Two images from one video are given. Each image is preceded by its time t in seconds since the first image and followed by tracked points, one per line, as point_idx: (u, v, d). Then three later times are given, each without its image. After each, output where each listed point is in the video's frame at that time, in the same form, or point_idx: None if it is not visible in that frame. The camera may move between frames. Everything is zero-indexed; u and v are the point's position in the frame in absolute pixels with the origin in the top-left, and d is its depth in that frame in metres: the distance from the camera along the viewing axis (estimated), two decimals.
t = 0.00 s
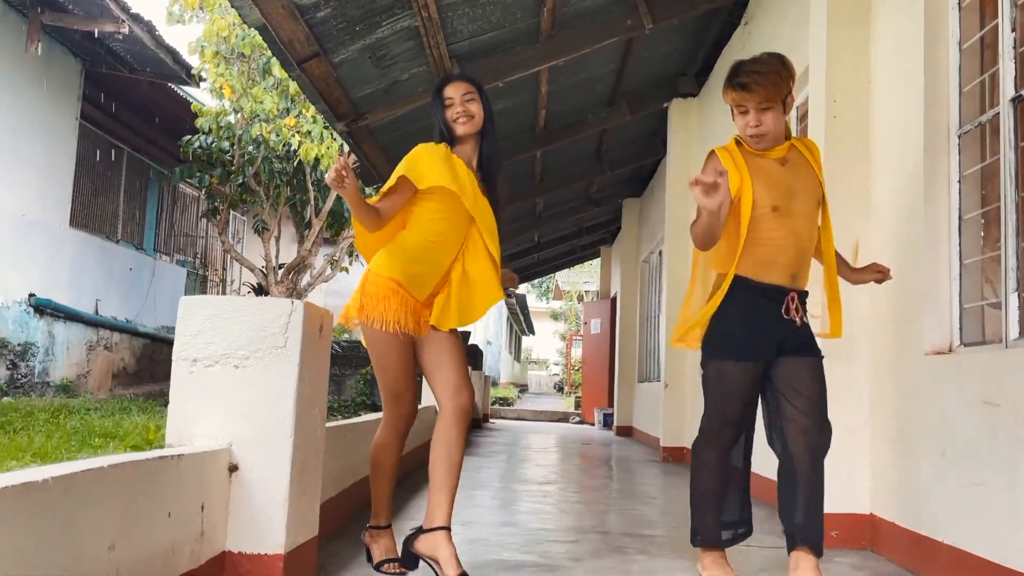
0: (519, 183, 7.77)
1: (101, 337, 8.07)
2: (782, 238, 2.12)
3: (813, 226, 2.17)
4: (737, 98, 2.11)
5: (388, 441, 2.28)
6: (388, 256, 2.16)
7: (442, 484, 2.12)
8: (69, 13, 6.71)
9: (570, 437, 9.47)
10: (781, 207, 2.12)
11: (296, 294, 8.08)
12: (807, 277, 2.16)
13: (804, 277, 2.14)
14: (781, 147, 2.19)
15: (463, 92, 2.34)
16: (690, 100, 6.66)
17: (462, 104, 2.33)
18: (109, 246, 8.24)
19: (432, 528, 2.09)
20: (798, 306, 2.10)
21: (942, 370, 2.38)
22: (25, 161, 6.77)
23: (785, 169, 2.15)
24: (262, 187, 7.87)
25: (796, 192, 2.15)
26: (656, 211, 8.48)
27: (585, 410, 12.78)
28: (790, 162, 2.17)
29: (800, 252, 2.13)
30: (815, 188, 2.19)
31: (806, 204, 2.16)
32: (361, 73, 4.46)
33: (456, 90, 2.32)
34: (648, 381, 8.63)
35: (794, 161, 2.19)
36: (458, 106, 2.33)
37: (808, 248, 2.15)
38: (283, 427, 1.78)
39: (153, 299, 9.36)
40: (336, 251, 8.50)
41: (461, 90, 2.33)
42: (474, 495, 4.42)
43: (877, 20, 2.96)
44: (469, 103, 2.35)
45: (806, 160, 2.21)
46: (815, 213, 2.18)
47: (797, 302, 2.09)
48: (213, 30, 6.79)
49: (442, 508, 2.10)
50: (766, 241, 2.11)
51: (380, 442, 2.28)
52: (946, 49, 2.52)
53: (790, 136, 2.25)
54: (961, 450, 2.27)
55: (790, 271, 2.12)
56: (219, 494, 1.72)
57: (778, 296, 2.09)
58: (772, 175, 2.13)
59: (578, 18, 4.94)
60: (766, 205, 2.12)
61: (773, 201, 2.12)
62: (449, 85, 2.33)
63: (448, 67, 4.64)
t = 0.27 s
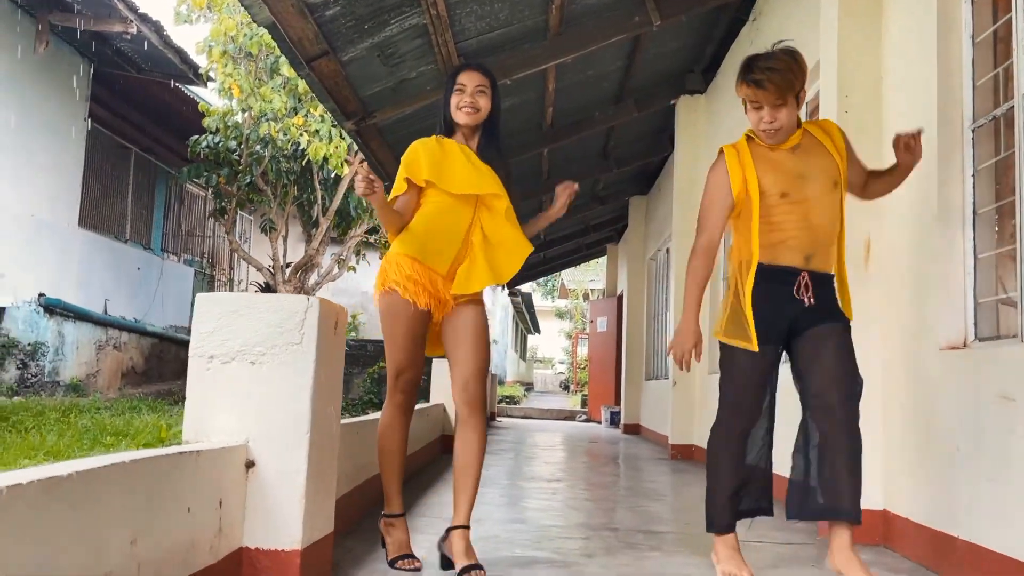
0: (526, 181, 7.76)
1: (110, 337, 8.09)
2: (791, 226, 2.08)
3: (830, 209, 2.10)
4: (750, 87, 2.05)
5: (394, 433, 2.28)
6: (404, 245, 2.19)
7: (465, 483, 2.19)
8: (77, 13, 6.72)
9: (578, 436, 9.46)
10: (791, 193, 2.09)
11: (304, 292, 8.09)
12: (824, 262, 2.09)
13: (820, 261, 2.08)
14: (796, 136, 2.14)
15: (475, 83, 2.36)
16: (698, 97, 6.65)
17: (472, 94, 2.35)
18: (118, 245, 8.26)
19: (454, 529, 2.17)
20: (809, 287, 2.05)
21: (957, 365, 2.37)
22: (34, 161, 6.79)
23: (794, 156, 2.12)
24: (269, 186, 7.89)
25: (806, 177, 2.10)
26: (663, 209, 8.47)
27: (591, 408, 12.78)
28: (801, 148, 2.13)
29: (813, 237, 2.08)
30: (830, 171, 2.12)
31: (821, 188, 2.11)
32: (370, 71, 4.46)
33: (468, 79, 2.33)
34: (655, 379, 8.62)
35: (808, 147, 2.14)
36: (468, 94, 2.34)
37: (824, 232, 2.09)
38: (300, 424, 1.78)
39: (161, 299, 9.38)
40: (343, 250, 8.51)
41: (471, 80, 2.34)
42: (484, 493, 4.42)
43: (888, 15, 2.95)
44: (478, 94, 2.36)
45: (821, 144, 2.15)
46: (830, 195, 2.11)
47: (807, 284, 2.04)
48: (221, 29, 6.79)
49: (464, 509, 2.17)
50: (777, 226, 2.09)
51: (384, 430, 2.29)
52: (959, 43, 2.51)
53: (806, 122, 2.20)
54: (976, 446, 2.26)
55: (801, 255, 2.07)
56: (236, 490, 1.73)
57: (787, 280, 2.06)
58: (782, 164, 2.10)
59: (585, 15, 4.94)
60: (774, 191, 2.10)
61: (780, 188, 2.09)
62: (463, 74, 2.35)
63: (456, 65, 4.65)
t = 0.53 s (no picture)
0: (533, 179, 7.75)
1: (119, 337, 8.13)
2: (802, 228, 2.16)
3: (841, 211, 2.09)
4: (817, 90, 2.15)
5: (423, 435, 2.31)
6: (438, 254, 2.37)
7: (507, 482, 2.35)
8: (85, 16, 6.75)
9: (586, 434, 9.45)
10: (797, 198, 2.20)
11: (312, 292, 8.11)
12: (834, 264, 2.07)
13: (827, 264, 2.08)
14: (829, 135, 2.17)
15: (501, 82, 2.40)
16: (705, 94, 6.63)
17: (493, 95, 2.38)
18: (126, 246, 8.30)
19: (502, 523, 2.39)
20: (808, 286, 2.08)
21: (969, 360, 2.36)
22: (44, 163, 6.83)
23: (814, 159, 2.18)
24: (277, 186, 7.92)
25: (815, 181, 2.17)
26: (671, 206, 8.46)
27: (599, 406, 12.77)
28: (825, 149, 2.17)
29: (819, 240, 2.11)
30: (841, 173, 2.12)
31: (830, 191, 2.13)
32: (377, 70, 4.46)
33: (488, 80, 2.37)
34: (664, 376, 8.61)
35: (830, 147, 2.16)
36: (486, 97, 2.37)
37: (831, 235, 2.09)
38: (310, 422, 1.78)
39: (170, 299, 9.42)
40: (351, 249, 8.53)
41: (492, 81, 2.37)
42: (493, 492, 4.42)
43: (898, 9, 2.93)
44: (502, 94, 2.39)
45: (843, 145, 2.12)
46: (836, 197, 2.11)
47: (805, 282, 2.08)
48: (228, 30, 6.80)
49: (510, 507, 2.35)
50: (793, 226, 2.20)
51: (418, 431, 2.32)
52: (969, 37, 2.50)
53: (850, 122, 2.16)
54: (988, 442, 2.25)
55: (810, 258, 2.11)
56: (248, 489, 1.73)
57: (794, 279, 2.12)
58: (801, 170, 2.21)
59: (592, 14, 4.93)
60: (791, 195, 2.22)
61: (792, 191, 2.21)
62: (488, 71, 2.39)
63: (463, 64, 4.65)
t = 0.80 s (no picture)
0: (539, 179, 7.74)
1: (127, 339, 8.16)
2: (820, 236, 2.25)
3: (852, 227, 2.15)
4: (861, 88, 2.16)
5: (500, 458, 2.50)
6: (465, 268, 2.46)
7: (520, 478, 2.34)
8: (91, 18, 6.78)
9: (594, 433, 9.44)
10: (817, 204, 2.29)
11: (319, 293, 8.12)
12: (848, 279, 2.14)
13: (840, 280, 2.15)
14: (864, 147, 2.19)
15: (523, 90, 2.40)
16: (711, 93, 6.61)
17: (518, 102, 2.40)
18: (134, 248, 8.33)
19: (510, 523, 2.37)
20: (830, 305, 2.15)
21: (976, 359, 2.34)
22: (51, 166, 6.87)
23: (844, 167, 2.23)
24: (283, 187, 7.94)
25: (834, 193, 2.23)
26: (677, 205, 8.43)
27: (607, 405, 12.75)
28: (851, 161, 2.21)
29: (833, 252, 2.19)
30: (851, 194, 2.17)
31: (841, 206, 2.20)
32: (382, 70, 4.46)
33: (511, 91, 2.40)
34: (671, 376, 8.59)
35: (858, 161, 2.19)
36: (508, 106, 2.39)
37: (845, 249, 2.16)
38: (314, 423, 1.78)
39: (178, 300, 9.45)
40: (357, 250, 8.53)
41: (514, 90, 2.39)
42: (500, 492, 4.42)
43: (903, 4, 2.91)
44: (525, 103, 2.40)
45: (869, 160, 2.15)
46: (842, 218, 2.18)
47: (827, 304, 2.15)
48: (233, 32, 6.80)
49: (519, 505, 2.33)
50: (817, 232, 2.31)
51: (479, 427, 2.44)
52: (974, 34, 2.48)
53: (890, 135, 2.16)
54: (996, 441, 2.23)
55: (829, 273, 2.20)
56: (252, 490, 1.73)
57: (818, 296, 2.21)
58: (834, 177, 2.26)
59: (597, 13, 4.91)
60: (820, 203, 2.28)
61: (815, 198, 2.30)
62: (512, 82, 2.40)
63: (467, 64, 4.65)
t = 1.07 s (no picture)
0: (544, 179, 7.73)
1: (134, 341, 8.20)
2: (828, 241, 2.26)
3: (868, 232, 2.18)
4: (858, 96, 2.20)
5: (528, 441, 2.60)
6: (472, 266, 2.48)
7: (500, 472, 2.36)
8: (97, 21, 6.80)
9: (600, 433, 9.43)
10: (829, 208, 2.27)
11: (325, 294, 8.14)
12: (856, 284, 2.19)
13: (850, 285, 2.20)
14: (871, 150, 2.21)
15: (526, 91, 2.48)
16: (715, 92, 6.60)
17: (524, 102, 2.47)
18: (140, 250, 8.36)
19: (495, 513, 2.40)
20: (842, 312, 2.18)
21: (979, 358, 2.33)
22: (58, 169, 6.90)
23: (850, 171, 2.23)
24: (288, 189, 7.96)
25: (848, 197, 2.23)
26: (683, 204, 8.42)
27: (614, 406, 12.73)
28: (861, 165, 2.21)
29: (843, 257, 2.22)
30: (871, 199, 2.17)
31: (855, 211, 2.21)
32: (385, 72, 4.47)
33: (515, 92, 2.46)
34: (677, 375, 8.57)
35: (866, 164, 2.21)
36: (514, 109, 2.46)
37: (856, 254, 2.19)
38: (314, 425, 1.78)
39: (185, 302, 9.48)
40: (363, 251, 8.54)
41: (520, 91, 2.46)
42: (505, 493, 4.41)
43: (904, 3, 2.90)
44: (530, 102, 2.47)
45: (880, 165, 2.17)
46: (858, 222, 2.19)
47: (839, 310, 2.18)
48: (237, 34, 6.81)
49: (501, 497, 2.36)
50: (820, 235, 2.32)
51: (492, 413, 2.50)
52: (976, 31, 2.47)
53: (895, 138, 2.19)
54: (999, 440, 2.22)
55: (836, 277, 2.23)
56: (252, 492, 1.73)
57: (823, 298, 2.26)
58: (836, 179, 2.26)
59: (600, 13, 4.91)
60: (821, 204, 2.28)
61: (822, 201, 2.28)
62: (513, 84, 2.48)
63: (470, 64, 4.65)
